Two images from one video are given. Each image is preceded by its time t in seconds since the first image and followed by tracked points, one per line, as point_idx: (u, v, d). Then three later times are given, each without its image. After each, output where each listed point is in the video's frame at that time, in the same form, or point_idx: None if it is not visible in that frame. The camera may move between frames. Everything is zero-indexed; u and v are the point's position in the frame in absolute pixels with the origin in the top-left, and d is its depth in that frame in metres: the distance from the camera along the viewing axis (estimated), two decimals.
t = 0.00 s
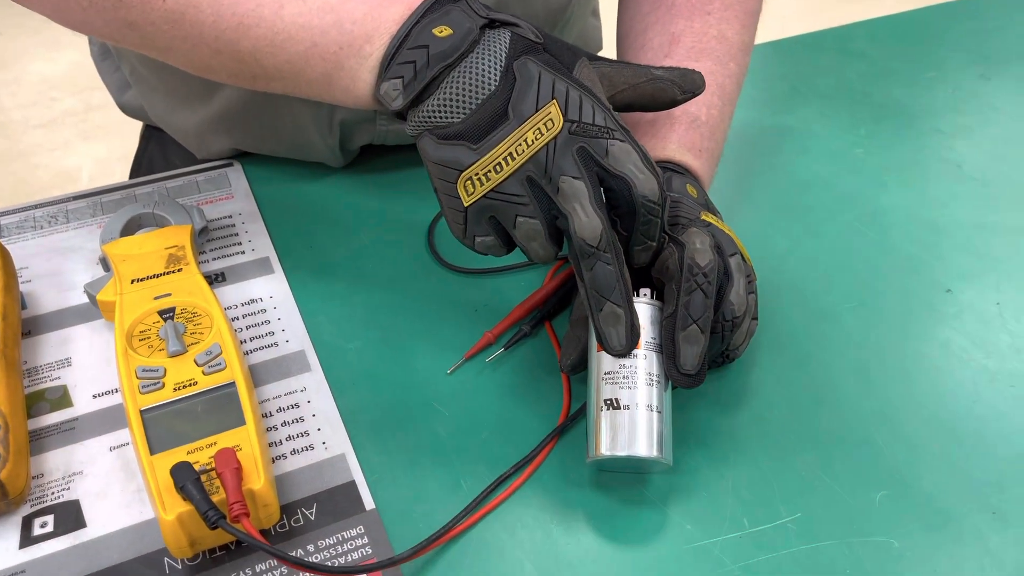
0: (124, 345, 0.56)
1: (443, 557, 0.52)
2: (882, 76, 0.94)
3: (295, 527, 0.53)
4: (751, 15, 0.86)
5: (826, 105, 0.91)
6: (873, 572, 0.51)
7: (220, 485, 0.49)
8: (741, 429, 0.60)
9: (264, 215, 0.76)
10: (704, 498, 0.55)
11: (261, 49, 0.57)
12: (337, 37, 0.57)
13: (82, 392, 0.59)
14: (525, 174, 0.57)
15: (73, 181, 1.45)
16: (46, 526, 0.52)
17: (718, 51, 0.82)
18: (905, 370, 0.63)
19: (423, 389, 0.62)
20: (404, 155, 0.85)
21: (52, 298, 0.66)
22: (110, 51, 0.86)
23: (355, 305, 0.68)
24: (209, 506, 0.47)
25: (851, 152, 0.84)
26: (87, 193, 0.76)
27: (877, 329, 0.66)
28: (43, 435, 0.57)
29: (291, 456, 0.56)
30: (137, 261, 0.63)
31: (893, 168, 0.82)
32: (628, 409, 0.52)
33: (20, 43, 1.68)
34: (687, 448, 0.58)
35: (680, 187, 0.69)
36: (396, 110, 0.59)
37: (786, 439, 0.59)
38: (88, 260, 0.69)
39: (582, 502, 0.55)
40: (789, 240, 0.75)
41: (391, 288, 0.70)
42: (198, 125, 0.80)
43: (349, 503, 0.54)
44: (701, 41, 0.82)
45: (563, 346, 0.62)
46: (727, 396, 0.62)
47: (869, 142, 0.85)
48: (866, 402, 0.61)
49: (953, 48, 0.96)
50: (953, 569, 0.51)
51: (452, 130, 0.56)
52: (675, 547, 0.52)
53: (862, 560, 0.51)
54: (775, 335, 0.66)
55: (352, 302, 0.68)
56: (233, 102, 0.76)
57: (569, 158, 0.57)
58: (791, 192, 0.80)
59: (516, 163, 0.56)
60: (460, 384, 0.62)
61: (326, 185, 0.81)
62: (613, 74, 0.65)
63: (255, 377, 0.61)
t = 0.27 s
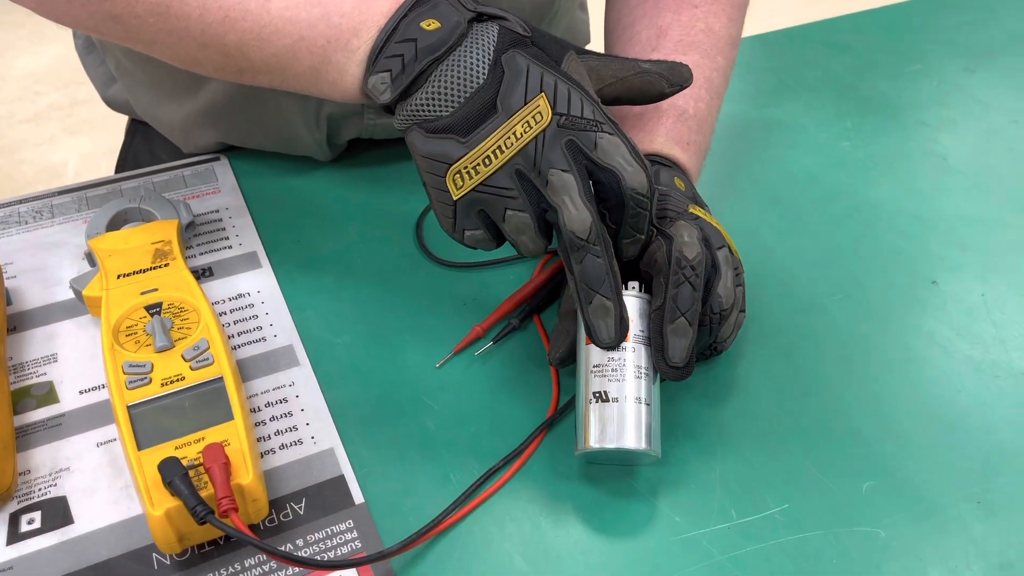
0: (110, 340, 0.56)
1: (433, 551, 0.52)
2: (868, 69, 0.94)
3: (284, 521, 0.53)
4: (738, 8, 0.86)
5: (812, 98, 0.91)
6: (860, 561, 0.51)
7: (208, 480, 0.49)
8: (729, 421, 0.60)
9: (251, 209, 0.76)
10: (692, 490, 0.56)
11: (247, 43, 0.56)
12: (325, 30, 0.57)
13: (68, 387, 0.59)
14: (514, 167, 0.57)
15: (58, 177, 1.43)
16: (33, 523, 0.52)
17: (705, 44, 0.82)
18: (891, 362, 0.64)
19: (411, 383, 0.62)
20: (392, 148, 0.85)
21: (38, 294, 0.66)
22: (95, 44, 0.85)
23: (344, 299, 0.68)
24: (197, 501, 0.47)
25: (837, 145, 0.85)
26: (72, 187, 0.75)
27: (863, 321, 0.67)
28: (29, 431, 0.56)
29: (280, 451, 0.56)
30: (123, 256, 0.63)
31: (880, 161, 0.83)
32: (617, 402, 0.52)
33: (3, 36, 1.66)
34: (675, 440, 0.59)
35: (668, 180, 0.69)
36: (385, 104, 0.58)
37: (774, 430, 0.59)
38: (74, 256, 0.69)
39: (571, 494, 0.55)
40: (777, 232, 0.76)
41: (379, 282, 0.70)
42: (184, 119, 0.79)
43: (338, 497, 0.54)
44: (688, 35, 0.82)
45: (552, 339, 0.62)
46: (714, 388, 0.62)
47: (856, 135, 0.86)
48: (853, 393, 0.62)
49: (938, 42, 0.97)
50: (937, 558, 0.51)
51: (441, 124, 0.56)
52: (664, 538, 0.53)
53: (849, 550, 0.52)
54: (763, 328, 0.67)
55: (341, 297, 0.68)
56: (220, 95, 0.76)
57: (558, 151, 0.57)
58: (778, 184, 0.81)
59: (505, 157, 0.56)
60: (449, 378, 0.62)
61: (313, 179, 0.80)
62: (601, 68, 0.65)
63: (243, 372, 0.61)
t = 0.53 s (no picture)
0: (98, 336, 0.56)
1: (424, 547, 0.52)
2: (857, 64, 0.95)
3: (275, 517, 0.53)
4: (728, 3, 0.86)
5: (802, 93, 0.91)
6: (849, 554, 0.52)
7: (197, 477, 0.49)
8: (719, 415, 0.60)
9: (241, 205, 0.75)
10: (682, 484, 0.56)
11: (237, 38, 0.56)
12: (314, 26, 0.56)
13: (57, 384, 0.59)
14: (506, 163, 0.57)
15: (46, 172, 1.42)
16: (22, 520, 0.51)
17: (695, 39, 0.82)
18: (880, 356, 0.64)
19: (402, 378, 0.62)
20: (382, 144, 0.85)
21: (25, 290, 0.65)
22: (82, 39, 0.85)
23: (334, 295, 0.68)
24: (186, 497, 0.46)
25: (827, 140, 0.85)
26: (60, 183, 0.75)
27: (852, 315, 0.67)
28: (17, 428, 0.56)
29: (270, 447, 0.56)
30: (111, 252, 0.62)
31: (869, 156, 0.83)
32: (607, 396, 0.52)
33: None
34: (665, 435, 0.59)
35: (658, 175, 0.69)
36: (375, 100, 0.58)
37: (764, 424, 0.59)
38: (62, 252, 0.68)
39: (562, 489, 0.56)
40: (767, 227, 0.76)
41: (369, 277, 0.70)
42: (173, 115, 0.79)
43: (329, 493, 0.54)
44: (679, 30, 0.82)
45: (542, 334, 0.62)
46: (704, 383, 0.62)
47: (845, 130, 0.86)
48: (842, 387, 0.62)
49: (927, 37, 0.97)
50: (926, 551, 0.52)
51: (432, 120, 0.56)
52: (654, 532, 0.53)
53: (838, 543, 0.52)
54: (752, 322, 0.67)
55: (331, 292, 0.68)
56: (208, 91, 0.76)
57: (549, 146, 0.57)
58: (769, 180, 0.81)
59: (496, 153, 0.56)
60: (439, 374, 0.62)
61: (303, 174, 0.80)
62: (591, 64, 0.65)
63: (233, 368, 0.60)
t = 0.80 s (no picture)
0: (90, 333, 0.55)
1: (417, 544, 0.52)
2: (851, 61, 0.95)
3: (267, 515, 0.53)
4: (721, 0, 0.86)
5: (795, 90, 0.91)
6: (841, 550, 0.52)
7: (189, 474, 0.49)
8: (712, 412, 0.60)
9: (233, 202, 0.75)
10: (675, 480, 0.56)
11: (230, 34, 0.56)
12: (308, 22, 0.56)
13: (48, 381, 0.58)
14: (501, 158, 0.56)
15: (38, 169, 1.42)
16: (12, 518, 0.51)
17: (688, 36, 0.82)
18: (872, 352, 0.64)
19: (394, 375, 0.62)
20: (376, 140, 0.84)
21: (16, 287, 0.65)
22: (73, 35, 0.84)
23: (327, 292, 0.68)
24: (178, 495, 0.46)
25: (820, 137, 0.85)
26: (51, 179, 0.74)
27: (845, 312, 0.67)
28: (8, 426, 0.56)
29: (262, 445, 0.56)
30: (103, 248, 0.62)
31: (862, 153, 0.83)
32: (600, 393, 0.52)
33: None
34: (658, 431, 0.59)
35: (651, 172, 0.69)
36: (370, 96, 0.58)
37: (757, 421, 0.59)
38: (53, 249, 0.68)
39: (555, 486, 0.56)
40: (760, 224, 0.76)
41: (362, 274, 0.69)
42: (165, 111, 0.78)
43: (321, 490, 0.54)
44: (672, 27, 0.82)
45: (535, 332, 0.62)
46: (697, 379, 0.62)
47: (838, 127, 0.86)
48: (835, 384, 0.62)
49: (920, 34, 0.97)
50: (917, 546, 0.52)
51: (427, 115, 0.56)
52: (647, 529, 0.53)
53: (830, 539, 0.52)
54: (746, 319, 0.67)
55: (324, 289, 0.68)
56: (201, 86, 0.75)
57: (545, 142, 0.57)
58: (762, 176, 0.81)
59: (491, 148, 0.56)
60: (432, 370, 0.62)
61: (296, 171, 0.80)
62: (585, 61, 0.65)
63: (225, 365, 0.60)
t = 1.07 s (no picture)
0: (86, 331, 0.55)
1: (415, 542, 0.52)
2: (847, 59, 0.95)
3: (264, 513, 0.52)
4: None
5: (792, 89, 0.91)
6: (837, 548, 0.52)
7: (186, 472, 0.49)
8: (709, 410, 0.60)
9: (230, 199, 0.75)
10: (672, 478, 0.56)
11: (227, 31, 0.56)
12: (306, 20, 0.56)
13: (44, 379, 0.58)
14: (499, 157, 0.56)
15: (33, 167, 1.41)
16: (8, 517, 0.51)
17: (685, 35, 0.82)
18: (869, 350, 0.64)
19: (392, 373, 0.62)
20: (372, 138, 0.84)
21: (12, 285, 0.65)
22: (68, 33, 0.84)
23: (324, 290, 0.68)
24: (175, 493, 0.46)
25: (817, 136, 0.85)
26: (46, 177, 0.74)
27: (841, 310, 0.67)
28: (4, 424, 0.56)
29: (259, 443, 0.56)
30: (99, 246, 0.62)
31: (859, 151, 0.83)
32: (597, 391, 0.52)
33: None
34: (655, 429, 0.59)
35: (647, 171, 0.69)
36: (367, 94, 0.58)
37: (754, 420, 0.60)
38: (49, 247, 0.68)
39: (552, 484, 0.56)
40: (757, 223, 0.76)
41: (359, 272, 0.69)
42: (161, 109, 0.78)
43: (319, 489, 0.54)
44: (669, 25, 0.82)
45: (533, 330, 0.62)
46: (694, 377, 0.63)
47: (834, 126, 0.86)
48: (832, 382, 0.62)
49: (916, 33, 0.97)
50: (913, 544, 0.52)
51: (424, 114, 0.55)
52: (644, 527, 0.53)
53: (827, 537, 0.53)
54: (743, 317, 0.67)
55: (321, 287, 0.68)
56: (197, 84, 0.75)
57: (542, 141, 0.57)
58: (759, 175, 0.81)
59: (488, 147, 0.56)
60: (430, 369, 0.62)
61: (293, 169, 0.80)
62: (582, 61, 0.65)
63: (221, 364, 0.60)
